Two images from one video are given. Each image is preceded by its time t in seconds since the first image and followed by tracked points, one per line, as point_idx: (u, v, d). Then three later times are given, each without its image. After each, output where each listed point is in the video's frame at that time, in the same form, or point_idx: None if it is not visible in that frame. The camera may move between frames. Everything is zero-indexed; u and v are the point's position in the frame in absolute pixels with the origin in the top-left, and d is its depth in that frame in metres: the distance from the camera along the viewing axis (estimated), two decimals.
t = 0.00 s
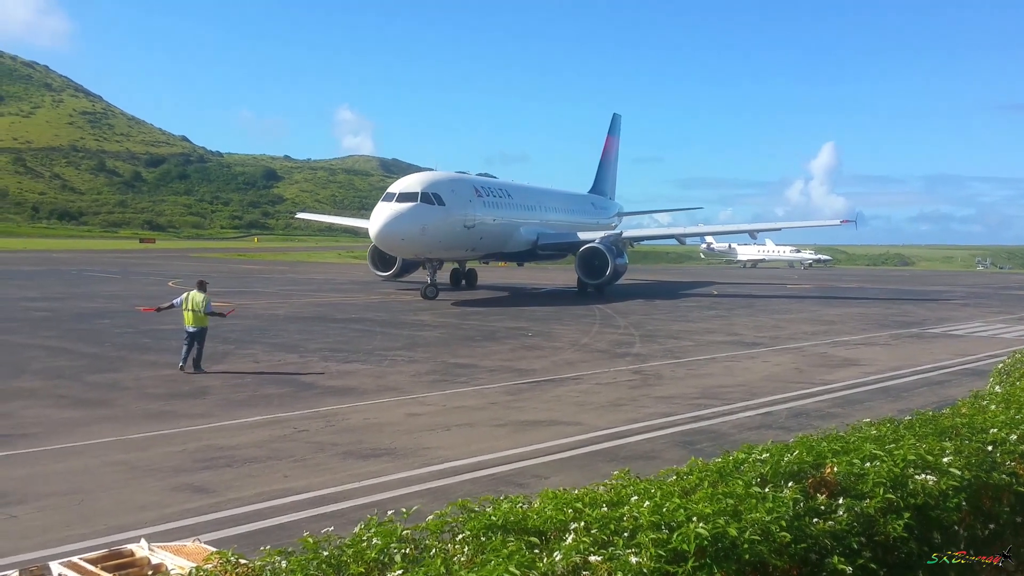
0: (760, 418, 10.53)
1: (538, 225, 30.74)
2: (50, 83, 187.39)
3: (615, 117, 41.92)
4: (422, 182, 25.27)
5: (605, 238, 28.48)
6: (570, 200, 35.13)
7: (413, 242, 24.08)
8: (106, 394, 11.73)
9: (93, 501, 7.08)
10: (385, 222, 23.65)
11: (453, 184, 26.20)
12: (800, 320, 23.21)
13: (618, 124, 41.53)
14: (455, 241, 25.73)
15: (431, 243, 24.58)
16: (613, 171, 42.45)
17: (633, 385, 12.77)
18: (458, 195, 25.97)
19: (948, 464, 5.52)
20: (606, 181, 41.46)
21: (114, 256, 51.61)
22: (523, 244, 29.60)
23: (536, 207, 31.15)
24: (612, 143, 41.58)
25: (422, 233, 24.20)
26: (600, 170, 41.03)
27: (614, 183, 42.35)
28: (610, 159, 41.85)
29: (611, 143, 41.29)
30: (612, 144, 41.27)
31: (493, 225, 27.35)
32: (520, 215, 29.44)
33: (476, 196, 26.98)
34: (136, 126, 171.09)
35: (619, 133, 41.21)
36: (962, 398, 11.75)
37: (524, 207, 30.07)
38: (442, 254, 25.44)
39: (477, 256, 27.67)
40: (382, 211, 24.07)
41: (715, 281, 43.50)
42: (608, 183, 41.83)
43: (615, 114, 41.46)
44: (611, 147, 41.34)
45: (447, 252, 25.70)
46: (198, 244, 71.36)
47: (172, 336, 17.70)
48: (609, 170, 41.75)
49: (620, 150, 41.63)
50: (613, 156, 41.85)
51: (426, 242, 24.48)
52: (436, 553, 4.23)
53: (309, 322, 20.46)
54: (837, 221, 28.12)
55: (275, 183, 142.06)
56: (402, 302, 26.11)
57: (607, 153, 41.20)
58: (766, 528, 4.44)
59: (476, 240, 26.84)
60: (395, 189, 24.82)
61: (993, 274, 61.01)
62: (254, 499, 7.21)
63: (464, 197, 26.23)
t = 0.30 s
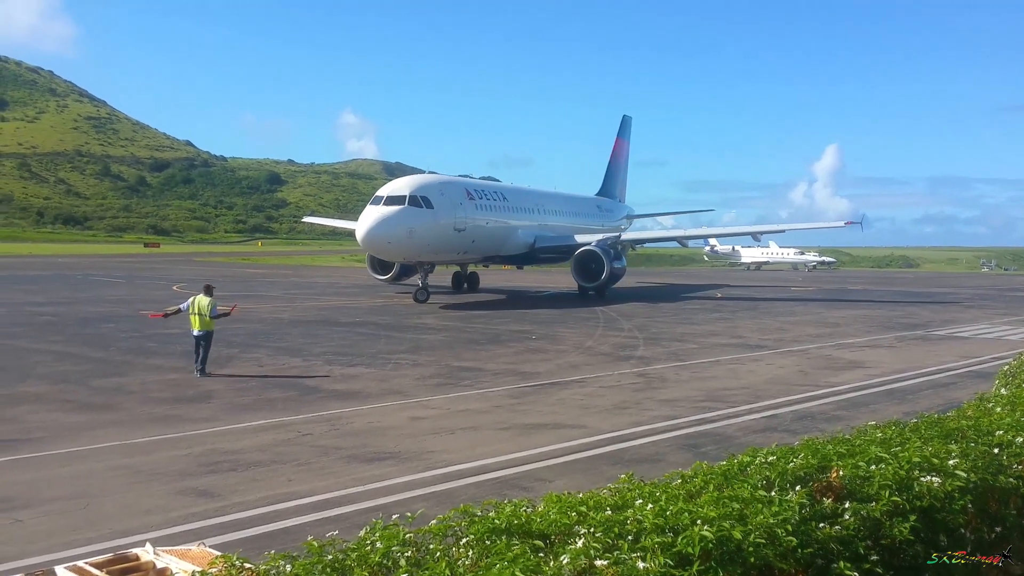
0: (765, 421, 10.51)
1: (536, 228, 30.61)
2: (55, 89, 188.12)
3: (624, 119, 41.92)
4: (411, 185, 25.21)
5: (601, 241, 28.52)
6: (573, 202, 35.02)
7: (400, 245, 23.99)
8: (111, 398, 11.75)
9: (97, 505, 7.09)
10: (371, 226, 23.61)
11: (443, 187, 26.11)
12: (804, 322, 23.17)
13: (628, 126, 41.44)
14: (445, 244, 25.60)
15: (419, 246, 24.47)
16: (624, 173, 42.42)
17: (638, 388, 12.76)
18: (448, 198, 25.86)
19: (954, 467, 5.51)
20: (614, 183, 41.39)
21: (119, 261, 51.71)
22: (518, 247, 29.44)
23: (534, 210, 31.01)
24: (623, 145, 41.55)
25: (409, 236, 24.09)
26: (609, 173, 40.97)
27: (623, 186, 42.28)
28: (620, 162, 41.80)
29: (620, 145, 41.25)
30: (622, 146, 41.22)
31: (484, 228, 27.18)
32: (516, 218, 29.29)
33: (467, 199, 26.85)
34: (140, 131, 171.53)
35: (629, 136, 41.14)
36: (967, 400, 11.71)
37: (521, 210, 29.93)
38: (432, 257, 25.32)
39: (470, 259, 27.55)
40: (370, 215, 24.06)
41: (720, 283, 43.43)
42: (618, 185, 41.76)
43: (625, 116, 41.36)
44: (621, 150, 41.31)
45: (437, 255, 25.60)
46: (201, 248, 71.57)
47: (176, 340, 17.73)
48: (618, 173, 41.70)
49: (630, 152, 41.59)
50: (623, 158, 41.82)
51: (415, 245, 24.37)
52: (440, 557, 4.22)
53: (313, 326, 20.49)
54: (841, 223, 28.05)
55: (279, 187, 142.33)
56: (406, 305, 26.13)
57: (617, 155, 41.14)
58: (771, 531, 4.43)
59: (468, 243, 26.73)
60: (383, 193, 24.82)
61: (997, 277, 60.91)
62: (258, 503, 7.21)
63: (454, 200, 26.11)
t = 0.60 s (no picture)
0: (767, 419, 10.52)
1: (531, 228, 30.49)
2: (57, 89, 188.48)
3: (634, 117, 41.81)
4: (398, 185, 25.17)
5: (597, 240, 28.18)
6: (574, 200, 34.90)
7: (386, 244, 23.93)
8: (115, 399, 11.78)
9: (101, 505, 7.12)
10: (356, 226, 23.62)
11: (432, 187, 26.07)
12: (807, 321, 23.15)
13: (638, 124, 41.30)
14: (433, 244, 25.52)
15: (406, 246, 24.40)
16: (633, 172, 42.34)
17: (641, 387, 12.77)
18: (436, 198, 25.80)
19: (956, 465, 5.52)
20: (622, 181, 41.26)
21: (121, 261, 51.74)
22: (511, 247, 29.32)
23: (530, 209, 30.90)
24: (632, 143, 41.49)
25: (395, 235, 24.02)
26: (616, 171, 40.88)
27: (631, 185, 42.16)
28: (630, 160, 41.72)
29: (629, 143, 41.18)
30: (631, 145, 41.13)
31: (474, 228, 27.08)
32: (509, 218, 29.17)
33: (456, 198, 26.77)
34: (142, 131, 171.59)
35: (639, 134, 41.04)
36: (970, 398, 11.71)
37: (516, 209, 29.82)
38: (420, 256, 25.23)
39: (461, 258, 27.45)
40: (356, 215, 24.08)
41: (723, 282, 43.38)
42: (626, 183, 41.64)
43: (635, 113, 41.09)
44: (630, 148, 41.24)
45: (426, 255, 25.53)
46: (204, 248, 71.65)
47: (179, 341, 17.76)
48: (627, 171, 41.59)
49: (639, 151, 41.50)
50: (633, 157, 41.75)
51: (401, 244, 24.31)
52: (443, 555, 4.24)
53: (316, 326, 20.52)
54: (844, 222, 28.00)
55: (282, 187, 142.41)
56: (408, 304, 26.15)
57: (627, 153, 41.06)
58: (772, 529, 4.45)
59: (458, 243, 26.64)
60: (370, 193, 24.86)
61: (1000, 275, 60.87)
62: (261, 502, 7.23)
63: (442, 200, 26.04)
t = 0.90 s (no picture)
0: (768, 423, 10.51)
1: (525, 230, 30.39)
2: (60, 90, 188.81)
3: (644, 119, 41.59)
4: (384, 186, 25.18)
5: (589, 244, 28.33)
6: (574, 203, 34.86)
7: (368, 246, 24.01)
8: (115, 399, 11.77)
9: (100, 506, 7.11)
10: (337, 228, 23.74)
11: (419, 188, 26.04)
12: (808, 324, 23.12)
13: (648, 126, 41.16)
14: (420, 246, 25.46)
15: (389, 248, 24.39)
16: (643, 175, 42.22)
17: (641, 390, 12.76)
18: (422, 199, 25.75)
19: (957, 470, 5.51)
20: (630, 183, 41.15)
21: (122, 261, 51.79)
22: (504, 249, 29.18)
23: (524, 211, 30.78)
24: (643, 145, 41.38)
25: (377, 236, 24.05)
26: (625, 173, 40.78)
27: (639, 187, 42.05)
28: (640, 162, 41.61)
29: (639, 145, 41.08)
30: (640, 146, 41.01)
31: (462, 229, 26.94)
32: (501, 219, 29.05)
33: (445, 200, 26.68)
34: (144, 131, 171.73)
35: (649, 136, 40.90)
36: (971, 403, 11.68)
37: (509, 211, 29.69)
38: (405, 258, 25.22)
39: (451, 260, 27.37)
40: (339, 216, 24.20)
41: (724, 285, 43.37)
42: (635, 185, 41.53)
43: (645, 115, 40.91)
44: (640, 150, 41.12)
45: (412, 257, 25.49)
46: (205, 249, 71.72)
47: (180, 341, 17.77)
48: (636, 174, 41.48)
49: (649, 153, 41.37)
50: (643, 160, 41.62)
51: (384, 246, 24.31)
52: (443, 558, 4.24)
53: (316, 327, 20.52)
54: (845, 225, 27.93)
55: (284, 188, 142.53)
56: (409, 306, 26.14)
57: (637, 155, 40.95)
58: (773, 532, 4.44)
59: (446, 244, 26.56)
60: (355, 195, 24.96)
61: (1001, 279, 60.83)
62: (261, 504, 7.22)
63: (429, 201, 25.95)
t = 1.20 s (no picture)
0: (770, 426, 10.50)
1: (518, 232, 30.29)
2: (62, 90, 189.14)
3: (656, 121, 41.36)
4: (368, 188, 25.21)
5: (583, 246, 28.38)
6: (573, 205, 34.80)
7: (350, 247, 24.02)
8: (117, 400, 11.77)
9: (103, 506, 7.11)
10: (319, 229, 23.86)
11: (404, 189, 26.03)
12: (810, 327, 23.10)
13: (659, 127, 40.99)
14: (405, 247, 25.42)
15: (372, 249, 24.38)
16: (654, 176, 42.06)
17: (643, 392, 12.76)
18: (407, 200, 25.71)
19: (960, 473, 5.50)
20: (639, 184, 41.01)
21: (124, 263, 51.83)
22: (495, 250, 29.06)
23: (518, 213, 30.68)
24: (654, 146, 41.23)
25: (359, 238, 24.05)
26: (634, 174, 40.63)
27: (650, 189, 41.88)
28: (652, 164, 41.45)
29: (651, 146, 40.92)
30: (651, 148, 40.84)
31: (449, 231, 26.86)
32: (492, 221, 28.94)
33: (432, 201, 26.62)
34: (147, 132, 171.83)
35: (660, 138, 40.71)
36: (973, 407, 11.68)
37: (500, 212, 29.57)
38: (390, 260, 25.17)
39: (440, 262, 27.31)
40: (322, 217, 24.34)
41: (726, 288, 43.35)
42: (644, 187, 41.38)
43: (656, 116, 40.72)
44: (651, 151, 40.95)
45: (398, 258, 25.47)
46: (207, 251, 71.69)
47: (182, 342, 17.79)
48: (647, 175, 41.31)
49: (661, 154, 41.18)
50: (654, 161, 41.46)
51: (367, 247, 24.29)
52: (445, 558, 4.23)
53: (318, 329, 20.52)
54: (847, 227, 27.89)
55: (286, 190, 142.63)
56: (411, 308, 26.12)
57: (648, 157, 40.79)
58: (774, 535, 4.43)
59: (433, 246, 26.50)
60: (340, 196, 25.05)
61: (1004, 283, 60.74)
62: (263, 504, 7.23)
63: (415, 203, 25.92)
